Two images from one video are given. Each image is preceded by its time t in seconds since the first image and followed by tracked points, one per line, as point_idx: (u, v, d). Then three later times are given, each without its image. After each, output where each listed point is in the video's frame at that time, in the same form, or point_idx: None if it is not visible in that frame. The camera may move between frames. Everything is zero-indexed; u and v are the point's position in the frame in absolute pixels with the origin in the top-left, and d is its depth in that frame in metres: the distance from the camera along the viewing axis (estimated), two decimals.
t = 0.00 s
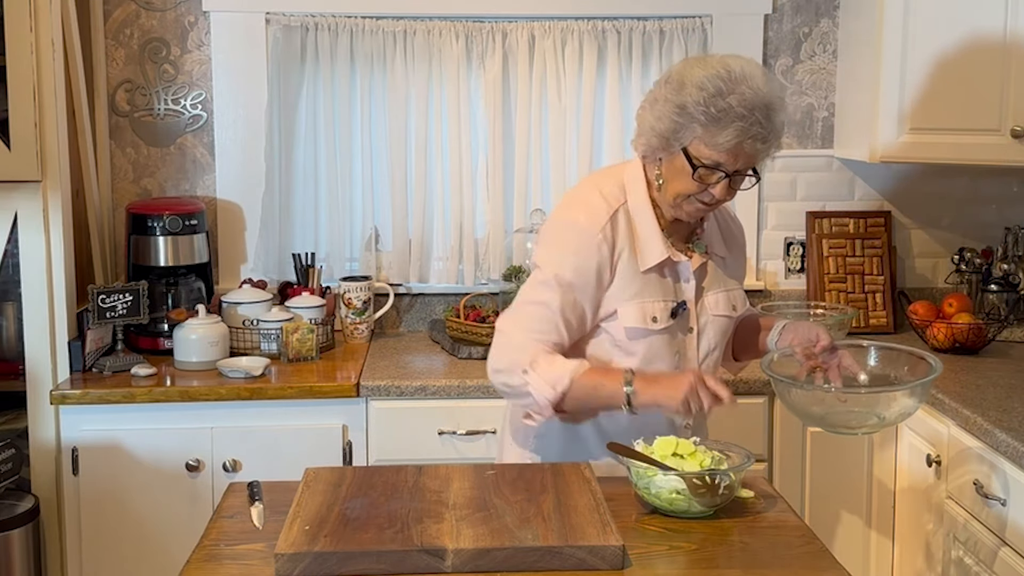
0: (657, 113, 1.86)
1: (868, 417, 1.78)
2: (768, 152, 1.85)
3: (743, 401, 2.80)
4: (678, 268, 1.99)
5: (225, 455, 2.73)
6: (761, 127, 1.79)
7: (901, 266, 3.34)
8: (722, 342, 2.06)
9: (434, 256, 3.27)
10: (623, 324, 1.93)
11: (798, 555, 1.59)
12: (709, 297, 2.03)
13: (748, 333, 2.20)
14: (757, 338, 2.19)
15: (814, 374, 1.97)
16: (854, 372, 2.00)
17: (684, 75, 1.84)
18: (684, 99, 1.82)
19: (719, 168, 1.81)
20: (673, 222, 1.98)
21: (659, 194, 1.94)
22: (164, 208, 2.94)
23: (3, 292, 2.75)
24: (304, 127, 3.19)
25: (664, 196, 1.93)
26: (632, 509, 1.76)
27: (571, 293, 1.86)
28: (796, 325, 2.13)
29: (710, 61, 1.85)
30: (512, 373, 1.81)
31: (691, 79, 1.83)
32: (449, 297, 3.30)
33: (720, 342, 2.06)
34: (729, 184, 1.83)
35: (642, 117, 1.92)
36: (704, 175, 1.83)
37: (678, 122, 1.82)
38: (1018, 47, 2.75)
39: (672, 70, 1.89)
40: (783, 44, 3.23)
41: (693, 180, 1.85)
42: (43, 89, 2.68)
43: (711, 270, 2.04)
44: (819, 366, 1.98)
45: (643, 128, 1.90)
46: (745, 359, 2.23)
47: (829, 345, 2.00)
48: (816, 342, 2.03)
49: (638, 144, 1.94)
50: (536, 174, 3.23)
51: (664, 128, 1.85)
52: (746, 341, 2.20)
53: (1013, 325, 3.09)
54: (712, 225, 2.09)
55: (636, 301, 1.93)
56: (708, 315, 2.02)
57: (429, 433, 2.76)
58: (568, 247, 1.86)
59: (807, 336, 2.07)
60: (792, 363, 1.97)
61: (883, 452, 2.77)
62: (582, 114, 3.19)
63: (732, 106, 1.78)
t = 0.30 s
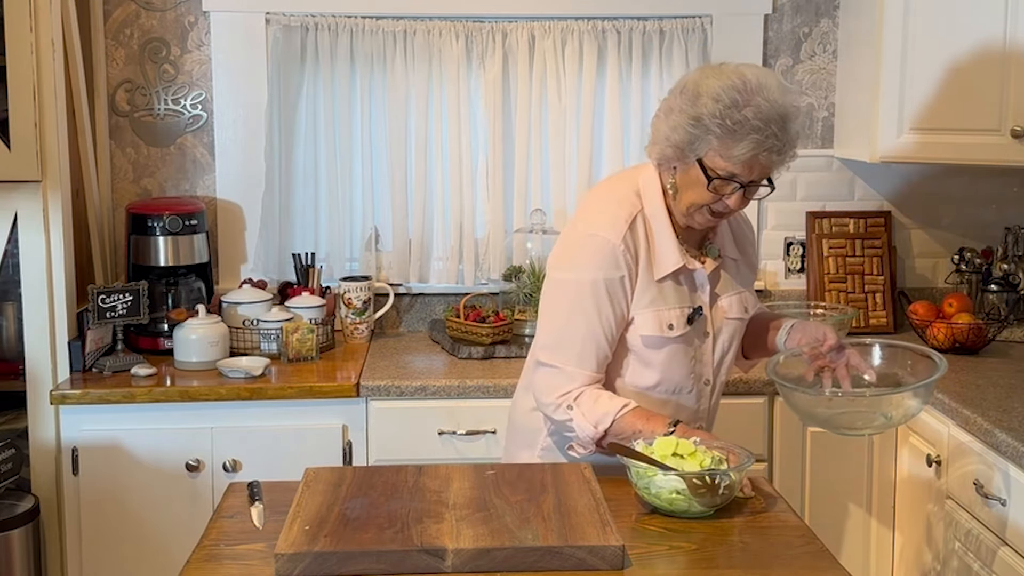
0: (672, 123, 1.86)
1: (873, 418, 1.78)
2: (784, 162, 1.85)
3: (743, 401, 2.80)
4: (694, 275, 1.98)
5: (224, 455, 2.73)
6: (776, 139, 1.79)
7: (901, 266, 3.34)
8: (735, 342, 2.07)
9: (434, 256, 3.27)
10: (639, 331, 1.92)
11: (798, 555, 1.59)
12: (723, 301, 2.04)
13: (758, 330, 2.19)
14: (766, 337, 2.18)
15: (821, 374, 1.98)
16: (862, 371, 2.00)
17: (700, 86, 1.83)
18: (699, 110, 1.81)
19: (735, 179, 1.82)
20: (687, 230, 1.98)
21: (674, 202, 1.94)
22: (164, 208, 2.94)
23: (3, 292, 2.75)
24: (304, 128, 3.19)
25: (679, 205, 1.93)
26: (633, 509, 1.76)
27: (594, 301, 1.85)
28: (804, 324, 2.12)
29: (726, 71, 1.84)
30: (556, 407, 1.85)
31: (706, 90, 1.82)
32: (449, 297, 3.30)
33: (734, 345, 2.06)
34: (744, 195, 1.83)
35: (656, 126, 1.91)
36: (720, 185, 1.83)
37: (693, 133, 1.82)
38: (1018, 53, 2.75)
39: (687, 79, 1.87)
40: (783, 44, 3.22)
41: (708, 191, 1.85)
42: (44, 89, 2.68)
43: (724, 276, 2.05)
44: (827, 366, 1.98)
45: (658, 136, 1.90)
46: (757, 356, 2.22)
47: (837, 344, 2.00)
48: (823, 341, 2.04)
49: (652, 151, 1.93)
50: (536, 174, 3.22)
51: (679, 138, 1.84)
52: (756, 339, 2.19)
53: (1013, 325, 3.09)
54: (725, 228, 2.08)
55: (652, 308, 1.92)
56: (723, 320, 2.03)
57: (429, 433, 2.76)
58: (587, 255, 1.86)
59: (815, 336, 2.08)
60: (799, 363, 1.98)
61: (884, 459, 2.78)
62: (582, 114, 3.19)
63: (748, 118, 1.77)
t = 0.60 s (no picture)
0: (684, 120, 1.86)
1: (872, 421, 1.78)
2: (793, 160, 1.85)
3: (742, 401, 2.80)
4: (702, 272, 1.98)
5: (224, 455, 2.73)
6: (787, 137, 1.79)
7: (901, 266, 3.34)
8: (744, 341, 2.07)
9: (434, 256, 3.27)
10: (647, 328, 1.92)
11: (798, 555, 1.59)
12: (731, 301, 2.03)
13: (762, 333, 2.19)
14: (771, 339, 2.18)
15: (822, 377, 1.99)
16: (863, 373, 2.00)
17: (712, 82, 1.83)
18: (710, 107, 1.81)
19: (745, 176, 1.82)
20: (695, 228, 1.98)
21: (684, 200, 1.94)
22: (164, 208, 2.94)
23: (3, 292, 2.75)
24: (304, 127, 3.19)
25: (688, 203, 1.93)
26: (632, 509, 1.76)
27: (602, 295, 1.85)
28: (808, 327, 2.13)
29: (739, 69, 1.84)
30: (562, 402, 1.85)
31: (718, 87, 1.82)
32: (449, 297, 3.30)
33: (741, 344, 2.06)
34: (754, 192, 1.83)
35: (667, 122, 1.91)
36: (729, 182, 1.83)
37: (704, 129, 1.82)
38: (1018, 54, 2.75)
39: (699, 76, 1.88)
40: (783, 44, 3.22)
41: (718, 188, 1.85)
42: (43, 89, 2.68)
43: (733, 275, 2.04)
44: (828, 369, 1.99)
45: (669, 133, 1.90)
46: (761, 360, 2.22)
47: (838, 347, 1.99)
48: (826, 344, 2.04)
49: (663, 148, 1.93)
50: (536, 174, 3.22)
51: (690, 135, 1.85)
52: (761, 341, 2.18)
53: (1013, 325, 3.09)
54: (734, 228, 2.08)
55: (660, 304, 1.92)
56: (731, 319, 2.03)
57: (429, 433, 2.76)
58: (596, 249, 1.86)
59: (817, 338, 2.09)
60: (799, 365, 1.99)
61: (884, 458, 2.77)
62: (582, 113, 3.19)
63: (759, 115, 1.77)
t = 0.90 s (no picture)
0: (690, 121, 1.86)
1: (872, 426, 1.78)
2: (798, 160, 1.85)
3: (743, 401, 2.81)
4: (706, 274, 1.98)
5: (224, 455, 2.73)
6: (792, 138, 1.79)
7: (901, 266, 3.34)
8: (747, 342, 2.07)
9: (434, 256, 3.27)
10: (651, 329, 1.92)
11: (798, 555, 1.59)
12: (735, 301, 2.03)
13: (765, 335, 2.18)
14: (774, 340, 2.17)
15: (824, 381, 1.99)
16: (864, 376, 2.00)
17: (718, 83, 1.83)
18: (716, 108, 1.81)
19: (750, 178, 1.82)
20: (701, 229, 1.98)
21: (689, 201, 1.93)
22: (164, 208, 2.94)
23: (3, 292, 2.75)
24: (303, 127, 3.18)
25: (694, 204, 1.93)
26: (633, 509, 1.76)
27: (605, 295, 1.85)
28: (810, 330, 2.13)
29: (745, 70, 1.83)
30: (562, 400, 1.86)
31: (724, 88, 1.82)
32: (449, 297, 3.30)
33: (744, 345, 2.06)
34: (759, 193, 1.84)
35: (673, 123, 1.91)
36: (734, 183, 1.84)
37: (710, 130, 1.82)
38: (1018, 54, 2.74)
39: (706, 76, 1.87)
40: (783, 44, 3.22)
41: (723, 189, 1.85)
42: (43, 89, 2.68)
43: (737, 276, 2.04)
44: (830, 373, 1.99)
45: (675, 134, 1.90)
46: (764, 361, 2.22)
47: (841, 351, 1.98)
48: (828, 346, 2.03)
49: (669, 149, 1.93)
50: (536, 174, 3.22)
51: (696, 135, 1.85)
52: (763, 342, 2.18)
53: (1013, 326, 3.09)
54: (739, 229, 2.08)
55: (664, 304, 1.92)
56: (734, 320, 2.03)
57: (429, 433, 2.76)
58: (600, 249, 1.86)
59: (820, 341, 2.08)
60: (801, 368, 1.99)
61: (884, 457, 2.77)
62: (582, 113, 3.19)
63: (765, 117, 1.77)
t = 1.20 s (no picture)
0: (691, 119, 1.86)
1: (873, 429, 1.78)
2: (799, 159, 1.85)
3: (743, 402, 2.81)
4: (707, 272, 1.98)
5: (224, 455, 2.73)
6: (793, 136, 1.79)
7: (901, 267, 3.34)
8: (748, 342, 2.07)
9: (434, 256, 3.27)
10: (651, 328, 1.93)
11: (797, 555, 1.59)
12: (737, 300, 2.03)
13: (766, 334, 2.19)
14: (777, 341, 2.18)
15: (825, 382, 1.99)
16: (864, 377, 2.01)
17: (719, 82, 1.83)
18: (717, 106, 1.81)
19: (753, 177, 1.81)
20: (701, 228, 1.98)
21: (690, 200, 1.93)
22: (164, 208, 2.94)
23: (3, 292, 2.75)
24: (303, 127, 3.18)
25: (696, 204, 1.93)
26: (633, 509, 1.76)
27: (603, 293, 1.85)
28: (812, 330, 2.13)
29: (746, 69, 1.84)
30: (556, 393, 1.85)
31: (725, 87, 1.82)
32: (449, 297, 3.30)
33: (746, 344, 2.06)
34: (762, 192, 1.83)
35: (674, 123, 1.91)
36: (737, 182, 1.82)
37: (711, 129, 1.82)
38: (1018, 54, 2.74)
39: (706, 76, 1.88)
40: (783, 44, 3.22)
41: (725, 188, 1.85)
42: (43, 89, 2.68)
43: (739, 274, 2.04)
44: (832, 374, 1.99)
45: (676, 134, 1.90)
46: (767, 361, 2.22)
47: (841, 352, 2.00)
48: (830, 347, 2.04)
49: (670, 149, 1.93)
50: (536, 174, 3.22)
51: (697, 134, 1.84)
52: (765, 342, 2.19)
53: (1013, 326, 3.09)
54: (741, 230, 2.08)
55: (663, 303, 1.93)
56: (735, 319, 2.03)
57: (429, 433, 2.76)
58: (599, 248, 1.86)
59: (822, 342, 2.09)
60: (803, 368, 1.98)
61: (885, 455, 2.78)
62: (582, 113, 3.19)
63: (766, 116, 1.77)
